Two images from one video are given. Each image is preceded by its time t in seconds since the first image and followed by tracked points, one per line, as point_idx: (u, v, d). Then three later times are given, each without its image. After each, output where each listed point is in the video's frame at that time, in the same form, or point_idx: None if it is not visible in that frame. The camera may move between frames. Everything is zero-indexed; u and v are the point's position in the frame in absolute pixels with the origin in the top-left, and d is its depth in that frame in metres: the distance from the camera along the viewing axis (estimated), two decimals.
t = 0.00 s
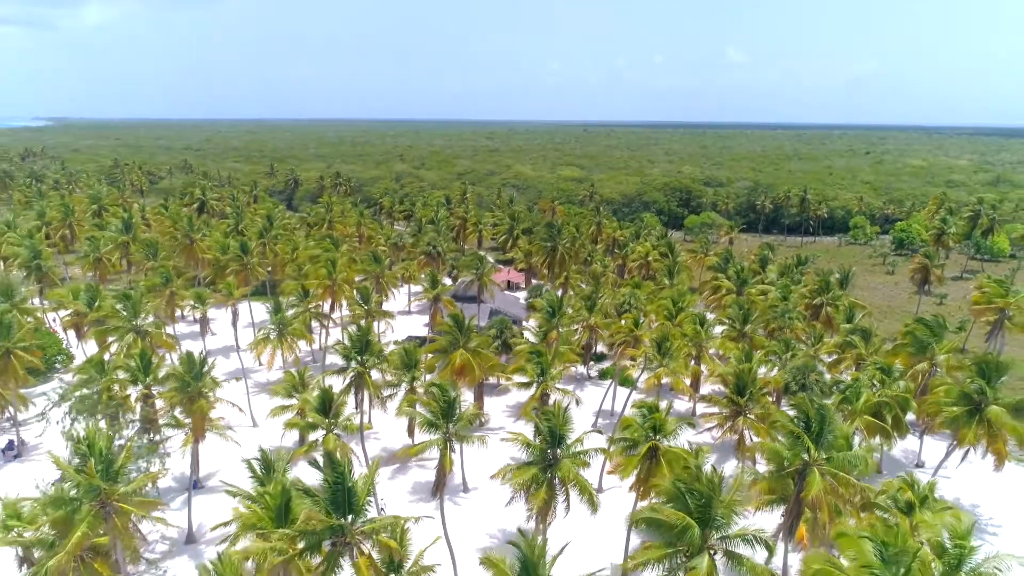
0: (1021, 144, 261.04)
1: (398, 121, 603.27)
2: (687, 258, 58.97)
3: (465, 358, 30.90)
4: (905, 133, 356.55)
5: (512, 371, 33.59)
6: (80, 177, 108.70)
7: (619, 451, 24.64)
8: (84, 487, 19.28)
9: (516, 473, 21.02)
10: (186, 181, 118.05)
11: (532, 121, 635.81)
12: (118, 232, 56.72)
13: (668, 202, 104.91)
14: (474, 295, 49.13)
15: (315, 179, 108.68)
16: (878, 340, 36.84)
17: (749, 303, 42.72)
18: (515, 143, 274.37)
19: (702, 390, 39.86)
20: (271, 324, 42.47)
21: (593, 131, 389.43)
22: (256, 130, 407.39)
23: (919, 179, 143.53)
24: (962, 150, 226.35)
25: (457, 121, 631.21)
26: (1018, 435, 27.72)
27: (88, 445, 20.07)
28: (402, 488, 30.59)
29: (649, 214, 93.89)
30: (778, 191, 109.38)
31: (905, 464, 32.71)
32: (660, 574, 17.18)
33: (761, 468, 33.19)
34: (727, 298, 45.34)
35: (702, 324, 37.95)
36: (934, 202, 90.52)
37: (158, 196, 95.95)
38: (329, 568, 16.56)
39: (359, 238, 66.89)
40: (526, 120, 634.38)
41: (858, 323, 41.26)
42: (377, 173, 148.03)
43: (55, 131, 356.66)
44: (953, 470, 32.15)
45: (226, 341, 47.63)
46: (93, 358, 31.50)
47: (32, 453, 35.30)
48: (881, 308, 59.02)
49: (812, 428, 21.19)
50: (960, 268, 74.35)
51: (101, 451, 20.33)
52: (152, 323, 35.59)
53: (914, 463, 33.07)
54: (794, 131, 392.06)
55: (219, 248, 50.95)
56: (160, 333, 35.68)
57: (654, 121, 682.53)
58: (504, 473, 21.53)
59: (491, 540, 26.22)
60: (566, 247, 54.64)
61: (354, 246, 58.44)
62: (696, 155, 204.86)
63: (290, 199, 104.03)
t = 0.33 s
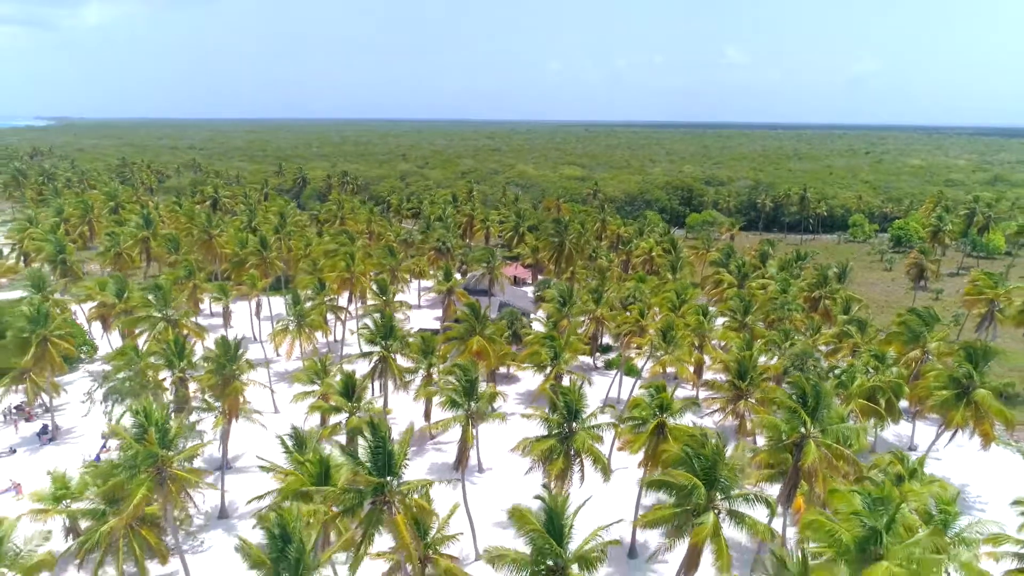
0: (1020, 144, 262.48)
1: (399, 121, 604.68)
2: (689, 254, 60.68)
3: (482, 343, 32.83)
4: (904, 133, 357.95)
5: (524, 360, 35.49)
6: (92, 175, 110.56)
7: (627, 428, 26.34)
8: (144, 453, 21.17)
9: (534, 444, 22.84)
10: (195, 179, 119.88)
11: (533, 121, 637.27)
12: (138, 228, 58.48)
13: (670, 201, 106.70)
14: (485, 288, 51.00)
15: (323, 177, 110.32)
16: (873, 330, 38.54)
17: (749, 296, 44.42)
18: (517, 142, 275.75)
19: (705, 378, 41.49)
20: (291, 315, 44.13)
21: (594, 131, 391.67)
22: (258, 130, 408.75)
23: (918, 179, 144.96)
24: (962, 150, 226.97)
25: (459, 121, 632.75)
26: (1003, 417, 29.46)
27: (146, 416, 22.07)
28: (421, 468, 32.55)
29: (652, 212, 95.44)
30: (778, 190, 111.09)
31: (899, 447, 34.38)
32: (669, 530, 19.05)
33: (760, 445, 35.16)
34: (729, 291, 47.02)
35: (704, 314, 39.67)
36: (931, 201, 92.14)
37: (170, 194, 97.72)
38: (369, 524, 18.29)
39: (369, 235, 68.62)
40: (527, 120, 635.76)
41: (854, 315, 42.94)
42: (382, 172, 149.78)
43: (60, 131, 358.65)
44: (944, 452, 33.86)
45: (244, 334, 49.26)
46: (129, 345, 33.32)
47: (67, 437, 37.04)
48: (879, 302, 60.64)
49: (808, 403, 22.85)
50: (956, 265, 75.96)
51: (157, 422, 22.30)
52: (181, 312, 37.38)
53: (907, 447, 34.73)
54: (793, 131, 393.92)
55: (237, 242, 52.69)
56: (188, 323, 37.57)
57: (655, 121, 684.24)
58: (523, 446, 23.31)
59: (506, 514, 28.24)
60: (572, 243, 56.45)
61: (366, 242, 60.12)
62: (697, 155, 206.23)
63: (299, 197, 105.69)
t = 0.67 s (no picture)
0: (1019, 144, 263.92)
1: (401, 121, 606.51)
2: (691, 250, 62.37)
3: (496, 332, 34.66)
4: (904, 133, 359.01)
5: (535, 349, 37.13)
6: (104, 174, 112.39)
7: (636, 409, 27.94)
8: (194, 426, 23.18)
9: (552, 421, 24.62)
10: (204, 177, 121.74)
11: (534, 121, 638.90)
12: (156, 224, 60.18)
13: (671, 199, 108.42)
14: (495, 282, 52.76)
15: (330, 176, 112.04)
16: (869, 321, 40.19)
17: (750, 289, 46.06)
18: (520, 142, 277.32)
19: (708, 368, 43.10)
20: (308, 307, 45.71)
21: (596, 132, 392.40)
22: (260, 129, 410.52)
23: (917, 178, 146.33)
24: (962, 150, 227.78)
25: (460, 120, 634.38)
26: (991, 400, 31.13)
27: (195, 392, 24.24)
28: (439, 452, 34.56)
29: (654, 209, 97.13)
30: (778, 189, 112.58)
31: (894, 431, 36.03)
32: (677, 496, 20.70)
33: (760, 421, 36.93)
34: (730, 285, 48.69)
35: (707, 306, 41.32)
36: (928, 199, 93.71)
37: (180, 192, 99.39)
38: (405, 489, 20.24)
39: (379, 232, 70.20)
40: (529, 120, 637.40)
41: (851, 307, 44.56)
42: (387, 171, 151.59)
43: (63, 130, 359.46)
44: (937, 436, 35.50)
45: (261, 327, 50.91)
46: (161, 333, 35.05)
47: (98, 422, 38.72)
48: (877, 296, 62.21)
49: (806, 381, 24.65)
50: (952, 262, 77.49)
51: (204, 398, 24.35)
52: (208, 304, 39.12)
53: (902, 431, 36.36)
54: (793, 132, 394.56)
55: (253, 238, 54.37)
56: (213, 312, 39.28)
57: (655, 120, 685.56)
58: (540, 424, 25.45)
59: (521, 492, 30.35)
60: (578, 239, 58.10)
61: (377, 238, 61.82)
62: (698, 155, 207.73)
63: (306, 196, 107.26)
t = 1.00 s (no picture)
0: (1018, 144, 265.30)
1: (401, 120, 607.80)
2: (693, 246, 64.04)
3: (509, 320, 36.37)
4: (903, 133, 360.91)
5: (546, 339, 38.70)
6: (113, 173, 114.10)
7: (643, 391, 29.52)
8: (236, 403, 26.54)
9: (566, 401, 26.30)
10: (211, 176, 123.29)
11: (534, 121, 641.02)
12: (173, 221, 61.90)
13: (673, 198, 110.10)
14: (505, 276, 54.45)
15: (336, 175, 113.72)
16: (864, 313, 41.97)
17: (751, 283, 47.71)
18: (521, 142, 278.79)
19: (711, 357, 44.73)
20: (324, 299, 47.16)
21: (596, 132, 394.40)
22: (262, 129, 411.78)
23: (916, 177, 147.79)
24: (960, 150, 229.14)
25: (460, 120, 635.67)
26: (980, 384, 32.83)
27: (237, 370, 27.88)
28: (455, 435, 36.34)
29: (656, 207, 98.74)
30: (778, 187, 114.30)
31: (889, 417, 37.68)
32: (686, 467, 22.39)
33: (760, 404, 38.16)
34: (731, 279, 50.33)
35: (710, 298, 43.02)
36: (926, 197, 95.33)
37: (190, 191, 101.07)
38: (435, 460, 22.01)
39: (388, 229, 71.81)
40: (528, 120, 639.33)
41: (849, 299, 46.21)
42: (391, 171, 153.23)
43: (66, 131, 360.35)
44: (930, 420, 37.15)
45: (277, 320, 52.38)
46: (189, 324, 36.74)
47: (127, 410, 40.35)
48: (875, 290, 63.79)
49: (804, 363, 26.50)
50: (949, 258, 79.13)
51: (244, 376, 28.00)
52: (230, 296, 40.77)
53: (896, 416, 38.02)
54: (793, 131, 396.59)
55: (269, 235, 56.07)
56: (235, 302, 41.03)
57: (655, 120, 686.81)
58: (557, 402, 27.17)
59: (534, 472, 32.19)
60: (583, 236, 59.90)
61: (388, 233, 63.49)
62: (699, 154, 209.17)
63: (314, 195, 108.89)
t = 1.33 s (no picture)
0: (1017, 144, 266.74)
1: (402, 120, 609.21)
2: (696, 243, 65.64)
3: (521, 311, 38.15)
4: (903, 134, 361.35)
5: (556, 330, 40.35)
6: (124, 172, 116.16)
7: (650, 377, 31.25)
8: (273, 381, 28.10)
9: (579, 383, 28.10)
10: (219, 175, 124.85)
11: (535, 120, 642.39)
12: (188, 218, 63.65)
13: (675, 197, 111.69)
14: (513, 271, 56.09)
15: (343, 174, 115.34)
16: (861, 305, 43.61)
17: (752, 277, 49.36)
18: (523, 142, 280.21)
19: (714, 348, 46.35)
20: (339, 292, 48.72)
21: (599, 132, 395.12)
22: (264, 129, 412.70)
23: (915, 176, 149.15)
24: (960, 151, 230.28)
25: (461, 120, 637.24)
26: (970, 371, 34.47)
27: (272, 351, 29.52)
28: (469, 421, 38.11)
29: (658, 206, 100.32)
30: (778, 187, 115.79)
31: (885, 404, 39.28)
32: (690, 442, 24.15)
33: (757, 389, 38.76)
34: (733, 273, 51.96)
35: (712, 290, 44.69)
36: (924, 196, 96.83)
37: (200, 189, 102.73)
38: (460, 435, 23.79)
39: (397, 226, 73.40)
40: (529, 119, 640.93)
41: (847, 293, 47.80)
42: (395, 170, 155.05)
43: (69, 131, 361.94)
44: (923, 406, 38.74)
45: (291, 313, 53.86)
46: (215, 313, 38.47)
47: (152, 396, 42.10)
48: (872, 285, 65.34)
49: (802, 348, 28.31)
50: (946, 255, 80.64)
51: (278, 358, 29.53)
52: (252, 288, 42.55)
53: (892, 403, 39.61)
54: (794, 132, 397.49)
55: (284, 231, 57.80)
56: (256, 295, 42.97)
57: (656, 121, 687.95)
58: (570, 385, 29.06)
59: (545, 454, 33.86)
60: (588, 233, 61.56)
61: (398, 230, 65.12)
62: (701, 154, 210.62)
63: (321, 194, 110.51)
